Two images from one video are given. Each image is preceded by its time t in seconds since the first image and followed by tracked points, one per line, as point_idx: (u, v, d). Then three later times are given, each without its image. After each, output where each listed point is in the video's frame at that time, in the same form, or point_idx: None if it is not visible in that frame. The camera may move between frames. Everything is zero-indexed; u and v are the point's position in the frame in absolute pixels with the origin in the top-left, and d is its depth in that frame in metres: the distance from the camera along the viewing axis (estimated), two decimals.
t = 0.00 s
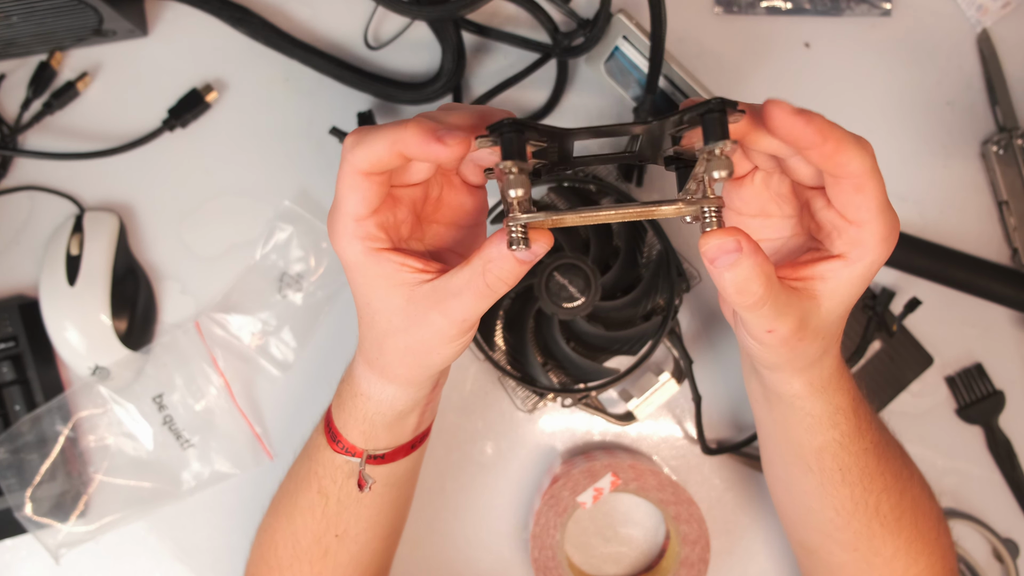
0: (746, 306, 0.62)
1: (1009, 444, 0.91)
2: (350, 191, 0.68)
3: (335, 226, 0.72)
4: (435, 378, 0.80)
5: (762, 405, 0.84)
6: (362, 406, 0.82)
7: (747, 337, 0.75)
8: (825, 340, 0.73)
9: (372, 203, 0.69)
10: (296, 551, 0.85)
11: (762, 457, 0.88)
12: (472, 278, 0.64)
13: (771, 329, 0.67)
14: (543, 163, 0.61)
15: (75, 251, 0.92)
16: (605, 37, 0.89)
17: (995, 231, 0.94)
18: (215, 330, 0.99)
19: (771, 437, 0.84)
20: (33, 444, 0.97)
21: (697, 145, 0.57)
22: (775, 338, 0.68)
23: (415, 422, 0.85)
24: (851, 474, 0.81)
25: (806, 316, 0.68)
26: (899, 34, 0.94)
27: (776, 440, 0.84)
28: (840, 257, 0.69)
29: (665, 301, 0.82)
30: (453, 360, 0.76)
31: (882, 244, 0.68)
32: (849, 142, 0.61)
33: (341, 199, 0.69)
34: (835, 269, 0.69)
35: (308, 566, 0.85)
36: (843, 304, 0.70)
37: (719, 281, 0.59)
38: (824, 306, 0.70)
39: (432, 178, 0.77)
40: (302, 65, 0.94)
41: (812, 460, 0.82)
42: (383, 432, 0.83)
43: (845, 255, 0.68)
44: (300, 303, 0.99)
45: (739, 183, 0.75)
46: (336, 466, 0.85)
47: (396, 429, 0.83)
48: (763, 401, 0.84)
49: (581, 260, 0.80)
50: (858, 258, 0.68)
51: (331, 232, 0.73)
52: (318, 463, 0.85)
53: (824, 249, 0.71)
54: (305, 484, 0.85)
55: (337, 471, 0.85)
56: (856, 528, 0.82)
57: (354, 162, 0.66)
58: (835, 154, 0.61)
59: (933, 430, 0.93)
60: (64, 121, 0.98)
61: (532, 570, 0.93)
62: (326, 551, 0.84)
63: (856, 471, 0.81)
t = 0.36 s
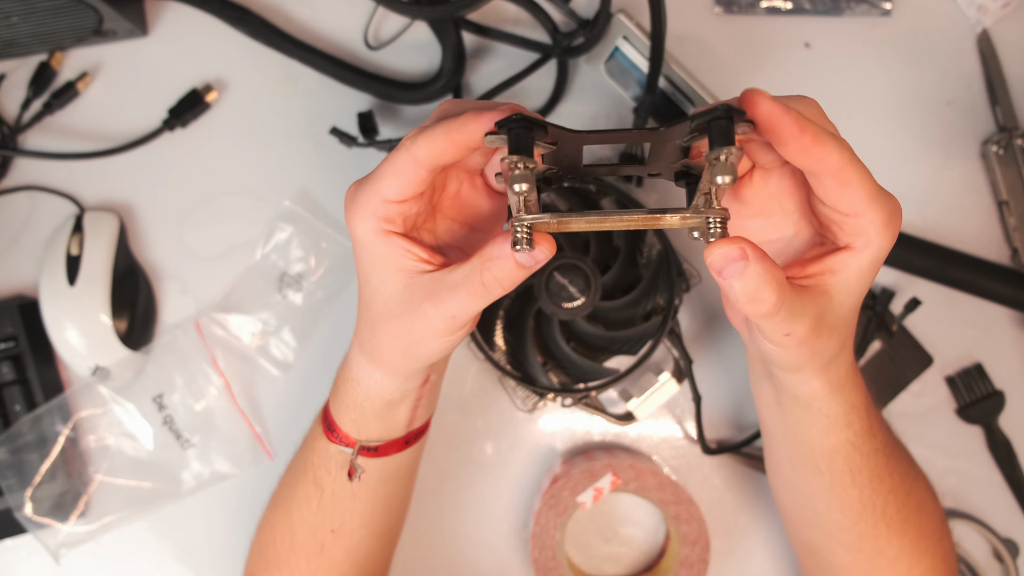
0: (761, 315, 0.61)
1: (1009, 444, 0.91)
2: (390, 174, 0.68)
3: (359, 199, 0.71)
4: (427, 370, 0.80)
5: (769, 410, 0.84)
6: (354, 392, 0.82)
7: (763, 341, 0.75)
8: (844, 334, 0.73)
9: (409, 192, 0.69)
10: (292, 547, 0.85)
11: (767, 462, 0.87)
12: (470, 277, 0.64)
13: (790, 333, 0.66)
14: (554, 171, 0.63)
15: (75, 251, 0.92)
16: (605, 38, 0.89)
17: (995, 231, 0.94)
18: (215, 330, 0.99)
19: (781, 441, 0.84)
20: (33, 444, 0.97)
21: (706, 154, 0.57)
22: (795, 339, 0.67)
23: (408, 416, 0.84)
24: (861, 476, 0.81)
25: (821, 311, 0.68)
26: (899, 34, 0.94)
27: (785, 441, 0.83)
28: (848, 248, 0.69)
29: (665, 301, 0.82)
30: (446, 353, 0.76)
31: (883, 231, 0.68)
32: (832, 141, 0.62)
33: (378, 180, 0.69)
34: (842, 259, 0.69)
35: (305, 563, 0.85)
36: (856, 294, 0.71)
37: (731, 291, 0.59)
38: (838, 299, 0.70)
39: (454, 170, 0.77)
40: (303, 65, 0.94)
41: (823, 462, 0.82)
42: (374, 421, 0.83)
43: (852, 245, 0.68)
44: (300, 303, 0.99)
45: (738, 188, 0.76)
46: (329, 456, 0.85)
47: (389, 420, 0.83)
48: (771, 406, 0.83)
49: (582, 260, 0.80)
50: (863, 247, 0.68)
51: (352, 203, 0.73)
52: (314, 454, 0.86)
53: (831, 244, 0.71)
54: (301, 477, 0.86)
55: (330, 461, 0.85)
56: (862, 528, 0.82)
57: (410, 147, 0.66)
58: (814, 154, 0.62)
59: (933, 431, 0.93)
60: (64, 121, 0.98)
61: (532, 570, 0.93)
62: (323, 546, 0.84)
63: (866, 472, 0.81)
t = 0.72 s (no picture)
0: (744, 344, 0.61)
1: (1009, 444, 0.91)
2: (366, 202, 0.67)
3: (342, 224, 0.71)
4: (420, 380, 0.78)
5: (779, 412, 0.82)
6: (349, 400, 0.82)
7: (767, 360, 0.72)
8: (847, 356, 0.71)
9: (387, 219, 0.68)
10: (291, 549, 0.85)
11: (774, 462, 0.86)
12: (465, 292, 0.63)
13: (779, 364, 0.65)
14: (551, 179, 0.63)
15: (76, 251, 0.92)
16: (605, 37, 0.88)
17: (995, 231, 0.94)
18: (215, 330, 0.99)
19: (790, 445, 0.82)
20: (34, 444, 0.97)
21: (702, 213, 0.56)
22: (786, 368, 0.67)
23: (404, 421, 0.84)
24: (870, 479, 0.80)
25: (816, 342, 0.65)
26: (899, 33, 0.94)
27: (796, 447, 0.81)
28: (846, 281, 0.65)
29: (665, 301, 0.82)
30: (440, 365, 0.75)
31: (886, 267, 0.65)
32: (838, 207, 0.59)
33: (356, 207, 0.69)
34: (842, 294, 0.65)
35: (303, 565, 0.85)
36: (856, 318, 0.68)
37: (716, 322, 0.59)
38: (834, 327, 0.67)
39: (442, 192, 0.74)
40: (302, 65, 0.94)
41: (833, 467, 0.79)
42: (370, 427, 0.82)
43: (852, 280, 0.65)
44: (300, 303, 1.00)
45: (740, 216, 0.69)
46: (325, 461, 0.85)
47: (384, 426, 0.83)
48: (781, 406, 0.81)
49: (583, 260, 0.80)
50: (859, 284, 0.65)
51: (337, 226, 0.72)
52: (311, 458, 0.86)
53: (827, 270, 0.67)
54: (298, 480, 0.86)
55: (327, 467, 0.84)
56: (870, 534, 0.81)
57: (380, 178, 0.65)
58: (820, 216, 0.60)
59: (933, 430, 0.93)
60: (64, 121, 0.98)
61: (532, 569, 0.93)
62: (320, 548, 0.84)
63: (875, 475, 0.80)
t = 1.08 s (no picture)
0: (783, 203, 0.59)
1: (1009, 444, 0.91)
2: (390, 118, 0.73)
3: (363, 159, 0.75)
4: (414, 361, 0.81)
5: (794, 403, 0.81)
6: (343, 385, 0.83)
7: (799, 291, 0.72)
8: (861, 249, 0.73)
9: (409, 132, 0.74)
10: (287, 545, 0.85)
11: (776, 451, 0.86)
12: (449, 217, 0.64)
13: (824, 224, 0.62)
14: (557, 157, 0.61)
15: (76, 251, 0.92)
16: (605, 37, 0.89)
17: (995, 231, 0.93)
18: (215, 330, 0.99)
19: (799, 426, 0.82)
20: (33, 444, 0.97)
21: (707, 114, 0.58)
22: (825, 239, 0.64)
23: (398, 415, 0.84)
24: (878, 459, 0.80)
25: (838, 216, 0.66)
26: (899, 34, 0.94)
27: (806, 427, 0.81)
28: (833, 155, 0.72)
29: (665, 300, 0.81)
30: (430, 330, 0.77)
31: (857, 136, 0.73)
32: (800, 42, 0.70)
33: (380, 126, 0.74)
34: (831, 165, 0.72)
35: (300, 561, 0.84)
36: (856, 200, 0.73)
37: (753, 186, 0.58)
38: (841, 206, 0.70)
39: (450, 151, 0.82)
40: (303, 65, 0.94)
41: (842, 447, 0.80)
42: (363, 418, 0.83)
43: (836, 151, 0.72)
44: (300, 303, 1.00)
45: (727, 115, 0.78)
46: (320, 453, 0.85)
47: (376, 417, 0.83)
48: (795, 395, 0.81)
49: (582, 260, 0.80)
50: (844, 136, 0.72)
51: (356, 166, 0.76)
52: (308, 450, 0.86)
53: (811, 160, 0.73)
54: (295, 474, 0.86)
55: (322, 460, 0.85)
56: (881, 518, 0.81)
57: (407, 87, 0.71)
58: (783, 53, 0.69)
59: (933, 431, 0.93)
60: (65, 121, 0.98)
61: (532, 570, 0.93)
62: (317, 545, 0.84)
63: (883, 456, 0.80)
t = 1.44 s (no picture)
0: (799, 188, 0.62)
1: (1010, 444, 0.91)
2: (381, 106, 0.75)
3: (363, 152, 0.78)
4: (416, 358, 0.81)
5: (804, 415, 0.82)
6: (346, 379, 0.83)
7: (810, 295, 0.74)
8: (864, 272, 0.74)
9: (398, 119, 0.75)
10: (287, 541, 0.85)
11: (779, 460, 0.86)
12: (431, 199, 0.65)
13: (834, 207, 0.64)
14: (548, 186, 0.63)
15: (76, 251, 0.92)
16: (605, 37, 0.89)
17: (995, 231, 0.93)
18: (215, 330, 0.99)
19: (806, 434, 0.82)
20: (34, 444, 0.97)
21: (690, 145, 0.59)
22: (836, 224, 0.65)
23: (398, 414, 0.84)
24: (887, 460, 0.80)
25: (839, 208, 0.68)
26: (899, 34, 0.94)
27: (814, 435, 0.82)
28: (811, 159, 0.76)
29: (665, 301, 0.81)
30: (425, 328, 0.77)
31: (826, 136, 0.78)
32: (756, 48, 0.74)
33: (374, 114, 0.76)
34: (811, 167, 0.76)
35: (299, 558, 0.85)
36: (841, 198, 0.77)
37: (770, 175, 0.61)
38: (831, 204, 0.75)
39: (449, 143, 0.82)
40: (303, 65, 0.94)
41: (852, 450, 0.80)
42: (363, 414, 0.83)
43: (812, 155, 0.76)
44: (300, 303, 1.00)
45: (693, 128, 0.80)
46: (322, 449, 0.85)
47: (377, 415, 0.83)
48: (805, 407, 0.81)
49: (583, 259, 0.80)
50: (815, 138, 0.77)
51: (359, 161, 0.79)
52: (310, 446, 0.86)
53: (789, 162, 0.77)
54: (297, 470, 0.86)
55: (323, 455, 0.85)
56: (889, 520, 0.81)
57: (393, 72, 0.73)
58: (747, 64, 0.74)
59: (933, 430, 0.93)
60: (65, 121, 0.98)
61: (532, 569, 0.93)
62: (316, 543, 0.84)
63: (892, 456, 0.80)
